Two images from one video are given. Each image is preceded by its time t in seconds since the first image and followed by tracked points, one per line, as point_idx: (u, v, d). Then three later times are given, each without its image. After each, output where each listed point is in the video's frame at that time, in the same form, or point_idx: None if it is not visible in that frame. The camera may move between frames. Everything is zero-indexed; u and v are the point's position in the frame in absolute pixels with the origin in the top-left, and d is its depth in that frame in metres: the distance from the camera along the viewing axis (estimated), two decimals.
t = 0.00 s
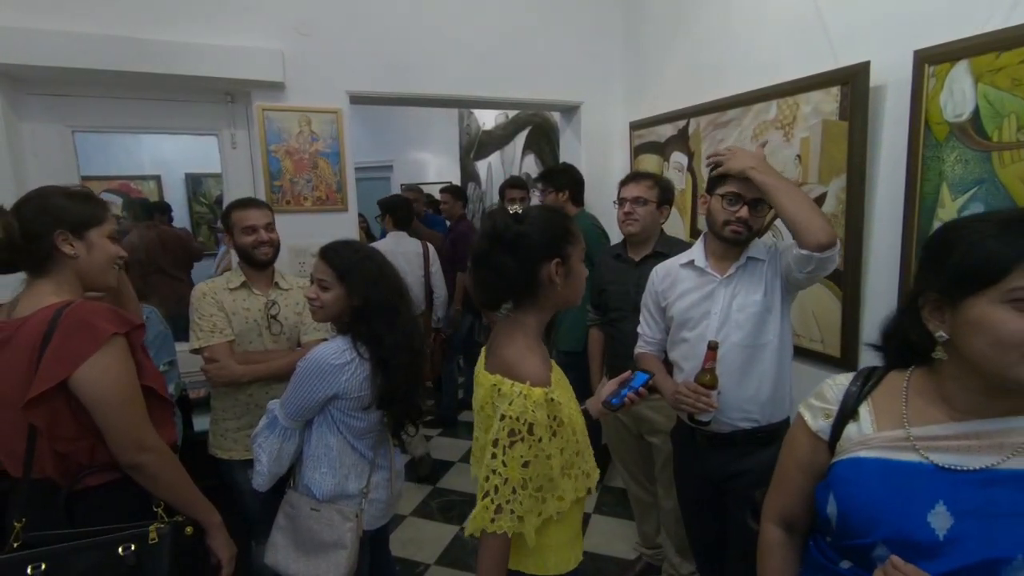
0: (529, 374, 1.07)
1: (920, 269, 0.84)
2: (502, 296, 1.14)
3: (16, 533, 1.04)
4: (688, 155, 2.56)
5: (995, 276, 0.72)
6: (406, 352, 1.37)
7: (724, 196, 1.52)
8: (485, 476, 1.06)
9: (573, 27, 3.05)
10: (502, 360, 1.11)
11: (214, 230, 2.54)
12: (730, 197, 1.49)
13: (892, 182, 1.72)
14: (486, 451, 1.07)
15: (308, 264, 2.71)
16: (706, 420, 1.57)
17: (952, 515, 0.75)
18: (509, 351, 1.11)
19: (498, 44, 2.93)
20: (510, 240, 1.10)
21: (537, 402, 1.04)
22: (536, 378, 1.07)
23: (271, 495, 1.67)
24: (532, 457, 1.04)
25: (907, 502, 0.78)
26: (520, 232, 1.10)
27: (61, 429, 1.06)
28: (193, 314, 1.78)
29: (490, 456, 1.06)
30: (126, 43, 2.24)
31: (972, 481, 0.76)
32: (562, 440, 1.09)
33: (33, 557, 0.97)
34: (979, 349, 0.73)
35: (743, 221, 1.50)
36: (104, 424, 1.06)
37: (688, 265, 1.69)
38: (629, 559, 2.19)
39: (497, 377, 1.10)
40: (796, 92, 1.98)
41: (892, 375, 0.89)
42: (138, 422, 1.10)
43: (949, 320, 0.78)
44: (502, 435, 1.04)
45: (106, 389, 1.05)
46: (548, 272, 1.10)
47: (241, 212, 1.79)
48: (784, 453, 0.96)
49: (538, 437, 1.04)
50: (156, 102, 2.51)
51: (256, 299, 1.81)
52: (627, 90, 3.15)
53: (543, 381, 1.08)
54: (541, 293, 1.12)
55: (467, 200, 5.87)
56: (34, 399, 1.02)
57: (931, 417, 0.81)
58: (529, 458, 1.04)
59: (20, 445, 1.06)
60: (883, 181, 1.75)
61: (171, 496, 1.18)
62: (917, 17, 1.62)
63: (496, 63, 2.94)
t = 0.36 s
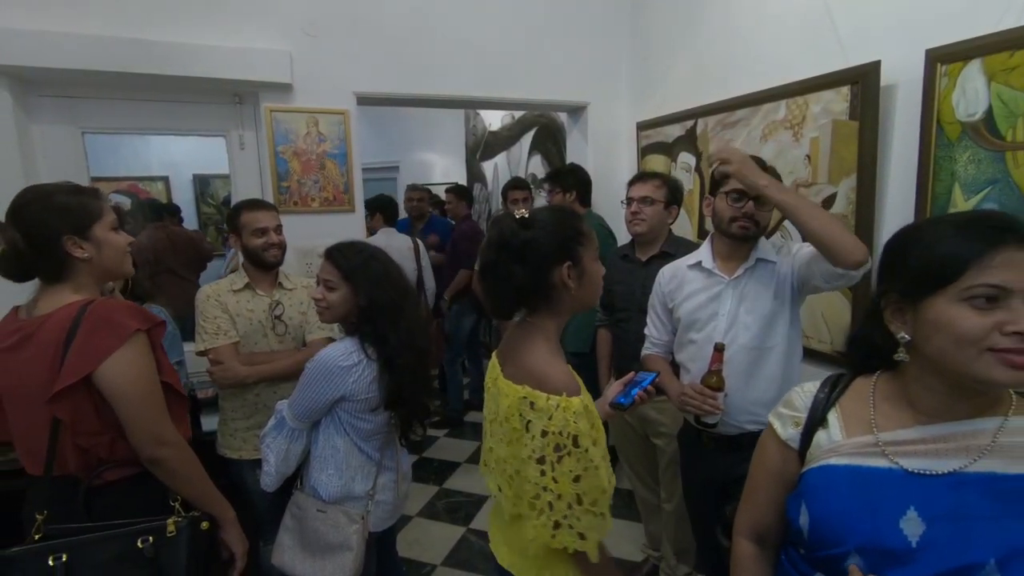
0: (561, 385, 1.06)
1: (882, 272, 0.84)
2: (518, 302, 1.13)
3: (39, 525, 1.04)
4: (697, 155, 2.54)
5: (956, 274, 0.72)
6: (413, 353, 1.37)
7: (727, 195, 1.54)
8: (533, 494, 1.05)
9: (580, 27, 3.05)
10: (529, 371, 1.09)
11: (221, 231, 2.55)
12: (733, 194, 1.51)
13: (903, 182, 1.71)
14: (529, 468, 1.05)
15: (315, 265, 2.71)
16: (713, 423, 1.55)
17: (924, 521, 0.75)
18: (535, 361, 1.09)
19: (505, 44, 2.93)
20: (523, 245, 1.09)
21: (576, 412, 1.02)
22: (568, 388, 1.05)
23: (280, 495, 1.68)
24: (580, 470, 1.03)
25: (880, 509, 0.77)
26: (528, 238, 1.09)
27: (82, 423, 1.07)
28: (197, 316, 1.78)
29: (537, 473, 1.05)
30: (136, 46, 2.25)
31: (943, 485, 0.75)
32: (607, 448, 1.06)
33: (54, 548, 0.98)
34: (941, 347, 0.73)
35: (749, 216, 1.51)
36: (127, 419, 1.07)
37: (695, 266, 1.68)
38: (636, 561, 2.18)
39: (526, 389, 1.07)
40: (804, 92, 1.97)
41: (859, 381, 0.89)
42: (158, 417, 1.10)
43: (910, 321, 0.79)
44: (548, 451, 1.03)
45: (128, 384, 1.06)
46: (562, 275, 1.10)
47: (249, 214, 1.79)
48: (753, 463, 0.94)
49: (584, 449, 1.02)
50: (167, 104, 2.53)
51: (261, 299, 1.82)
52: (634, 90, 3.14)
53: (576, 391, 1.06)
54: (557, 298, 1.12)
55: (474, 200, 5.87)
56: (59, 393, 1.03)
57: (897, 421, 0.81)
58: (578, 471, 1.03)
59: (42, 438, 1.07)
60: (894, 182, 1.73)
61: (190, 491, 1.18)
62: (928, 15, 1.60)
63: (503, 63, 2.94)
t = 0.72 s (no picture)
0: (597, 390, 1.05)
1: (875, 279, 0.83)
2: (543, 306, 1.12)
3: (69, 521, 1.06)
4: (717, 154, 2.51)
5: (962, 279, 0.71)
6: (433, 355, 1.36)
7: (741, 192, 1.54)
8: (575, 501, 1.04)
9: (599, 26, 3.03)
10: (560, 377, 1.07)
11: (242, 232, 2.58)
12: (749, 189, 1.51)
13: (932, 181, 1.66)
14: (567, 476, 1.04)
15: (334, 265, 2.73)
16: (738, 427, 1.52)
17: (937, 535, 0.73)
18: (565, 365, 1.08)
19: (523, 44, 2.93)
20: (543, 249, 1.08)
21: (613, 417, 1.02)
22: (603, 393, 1.05)
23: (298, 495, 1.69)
24: (621, 476, 1.01)
25: (893, 524, 0.75)
26: (544, 247, 1.08)
27: (111, 420, 1.08)
28: (217, 316, 1.80)
29: (576, 480, 1.03)
30: (160, 50, 2.29)
31: (952, 496, 0.75)
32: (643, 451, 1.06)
33: (87, 545, 0.99)
34: (948, 354, 0.72)
35: (770, 211, 1.51)
36: (154, 415, 1.08)
37: (715, 267, 1.65)
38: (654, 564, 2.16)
39: (558, 395, 1.06)
40: (829, 89, 1.93)
41: (851, 389, 0.87)
42: (183, 414, 1.11)
43: (911, 327, 0.77)
44: (586, 457, 1.02)
45: (154, 382, 1.07)
46: (585, 279, 1.09)
47: (263, 215, 1.81)
48: (747, 477, 0.92)
49: (624, 454, 1.01)
50: (191, 106, 2.56)
51: (280, 299, 1.84)
52: (653, 89, 3.11)
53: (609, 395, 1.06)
54: (582, 302, 1.11)
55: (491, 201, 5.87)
56: (88, 391, 1.04)
57: (898, 430, 0.80)
58: (618, 476, 1.01)
59: (72, 435, 1.09)
60: (925, 180, 1.69)
61: (215, 488, 1.19)
62: (960, 8, 1.56)
63: (521, 63, 2.93)
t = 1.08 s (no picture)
0: (596, 398, 1.03)
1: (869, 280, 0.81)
2: (557, 307, 1.11)
3: (79, 524, 1.06)
4: (732, 153, 2.48)
5: (958, 282, 0.69)
6: (445, 355, 1.36)
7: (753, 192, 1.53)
8: (552, 511, 1.04)
9: (612, 25, 3.01)
10: (566, 380, 1.07)
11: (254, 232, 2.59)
12: (761, 188, 1.49)
13: (956, 179, 1.63)
14: (551, 483, 1.04)
15: (346, 265, 2.74)
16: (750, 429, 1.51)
17: (953, 545, 0.72)
18: (572, 370, 1.07)
19: (535, 43, 2.91)
20: (556, 249, 1.08)
21: (607, 428, 1.00)
22: (604, 402, 1.03)
23: (308, 496, 1.68)
24: (602, 490, 1.02)
25: (907, 537, 0.73)
26: (553, 250, 1.08)
27: (122, 423, 1.08)
28: (230, 315, 1.81)
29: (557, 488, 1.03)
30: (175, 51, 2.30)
31: (962, 503, 0.73)
32: (630, 468, 1.05)
33: (97, 548, 0.99)
34: (945, 358, 0.70)
35: (783, 209, 1.49)
36: (162, 418, 1.08)
37: (731, 268, 1.63)
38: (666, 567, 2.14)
39: (559, 398, 1.06)
40: (848, 85, 1.89)
41: (848, 396, 0.85)
42: (194, 416, 1.11)
43: (906, 331, 0.76)
44: (572, 466, 1.02)
45: (165, 384, 1.07)
46: (594, 282, 1.07)
47: (269, 218, 1.80)
48: (747, 488, 0.89)
49: (608, 469, 1.01)
50: (206, 108, 2.58)
51: (292, 299, 1.84)
52: (667, 87, 3.08)
53: (610, 404, 1.04)
54: (597, 304, 1.10)
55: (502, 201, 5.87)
56: (100, 393, 1.05)
57: (900, 437, 0.78)
58: (600, 490, 1.02)
59: (84, 439, 1.09)
60: (949, 178, 1.65)
61: (226, 491, 1.19)
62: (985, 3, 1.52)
63: (533, 62, 2.92)
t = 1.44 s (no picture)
0: (612, 403, 0.99)
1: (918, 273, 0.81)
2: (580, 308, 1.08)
3: (105, 521, 1.05)
4: (755, 151, 2.43)
5: (964, 273, 0.71)
6: (466, 356, 1.33)
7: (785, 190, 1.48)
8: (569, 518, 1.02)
9: (632, 21, 2.96)
10: (582, 383, 1.04)
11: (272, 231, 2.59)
12: (794, 185, 1.45)
13: (996, 176, 1.56)
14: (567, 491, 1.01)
15: (364, 264, 2.73)
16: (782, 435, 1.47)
17: (1006, 558, 0.67)
18: (591, 373, 1.04)
19: (554, 39, 2.88)
20: (578, 250, 1.04)
21: (622, 436, 0.96)
22: (618, 408, 0.99)
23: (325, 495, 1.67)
24: (619, 501, 0.97)
25: (956, 547, 0.69)
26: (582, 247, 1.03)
27: (148, 417, 1.07)
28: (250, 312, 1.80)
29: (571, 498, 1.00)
30: (194, 48, 2.30)
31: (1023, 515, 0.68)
32: (651, 479, 1.00)
33: (122, 545, 0.99)
34: (948, 351, 0.72)
35: (817, 207, 1.44)
36: (193, 412, 1.07)
37: (760, 268, 1.58)
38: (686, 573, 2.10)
39: (574, 402, 1.03)
40: (880, 80, 1.84)
41: (907, 397, 0.82)
42: (222, 413, 1.10)
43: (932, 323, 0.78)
44: (587, 474, 0.98)
45: (194, 380, 1.06)
46: (624, 278, 1.04)
47: (286, 215, 1.80)
48: (792, 488, 0.87)
49: (623, 479, 0.97)
50: (225, 106, 2.59)
51: (312, 297, 1.83)
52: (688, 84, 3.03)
53: (625, 411, 0.99)
54: (621, 306, 1.06)
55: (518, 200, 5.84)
56: (129, 387, 1.04)
57: (956, 443, 0.74)
58: (616, 501, 0.97)
59: (106, 436, 1.08)
60: (988, 174, 1.58)
61: (250, 487, 1.18)
62: None
63: (552, 59, 2.89)
